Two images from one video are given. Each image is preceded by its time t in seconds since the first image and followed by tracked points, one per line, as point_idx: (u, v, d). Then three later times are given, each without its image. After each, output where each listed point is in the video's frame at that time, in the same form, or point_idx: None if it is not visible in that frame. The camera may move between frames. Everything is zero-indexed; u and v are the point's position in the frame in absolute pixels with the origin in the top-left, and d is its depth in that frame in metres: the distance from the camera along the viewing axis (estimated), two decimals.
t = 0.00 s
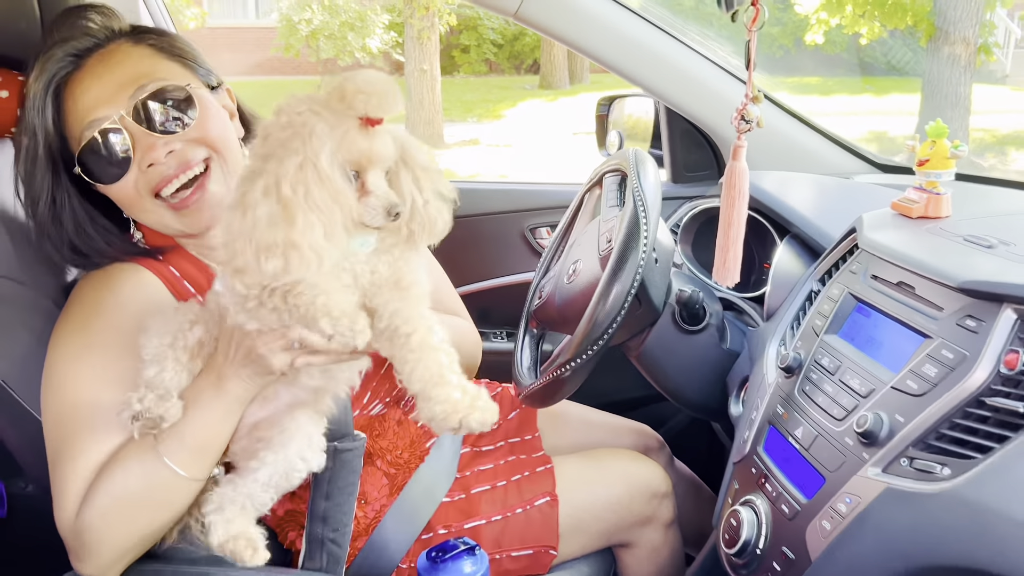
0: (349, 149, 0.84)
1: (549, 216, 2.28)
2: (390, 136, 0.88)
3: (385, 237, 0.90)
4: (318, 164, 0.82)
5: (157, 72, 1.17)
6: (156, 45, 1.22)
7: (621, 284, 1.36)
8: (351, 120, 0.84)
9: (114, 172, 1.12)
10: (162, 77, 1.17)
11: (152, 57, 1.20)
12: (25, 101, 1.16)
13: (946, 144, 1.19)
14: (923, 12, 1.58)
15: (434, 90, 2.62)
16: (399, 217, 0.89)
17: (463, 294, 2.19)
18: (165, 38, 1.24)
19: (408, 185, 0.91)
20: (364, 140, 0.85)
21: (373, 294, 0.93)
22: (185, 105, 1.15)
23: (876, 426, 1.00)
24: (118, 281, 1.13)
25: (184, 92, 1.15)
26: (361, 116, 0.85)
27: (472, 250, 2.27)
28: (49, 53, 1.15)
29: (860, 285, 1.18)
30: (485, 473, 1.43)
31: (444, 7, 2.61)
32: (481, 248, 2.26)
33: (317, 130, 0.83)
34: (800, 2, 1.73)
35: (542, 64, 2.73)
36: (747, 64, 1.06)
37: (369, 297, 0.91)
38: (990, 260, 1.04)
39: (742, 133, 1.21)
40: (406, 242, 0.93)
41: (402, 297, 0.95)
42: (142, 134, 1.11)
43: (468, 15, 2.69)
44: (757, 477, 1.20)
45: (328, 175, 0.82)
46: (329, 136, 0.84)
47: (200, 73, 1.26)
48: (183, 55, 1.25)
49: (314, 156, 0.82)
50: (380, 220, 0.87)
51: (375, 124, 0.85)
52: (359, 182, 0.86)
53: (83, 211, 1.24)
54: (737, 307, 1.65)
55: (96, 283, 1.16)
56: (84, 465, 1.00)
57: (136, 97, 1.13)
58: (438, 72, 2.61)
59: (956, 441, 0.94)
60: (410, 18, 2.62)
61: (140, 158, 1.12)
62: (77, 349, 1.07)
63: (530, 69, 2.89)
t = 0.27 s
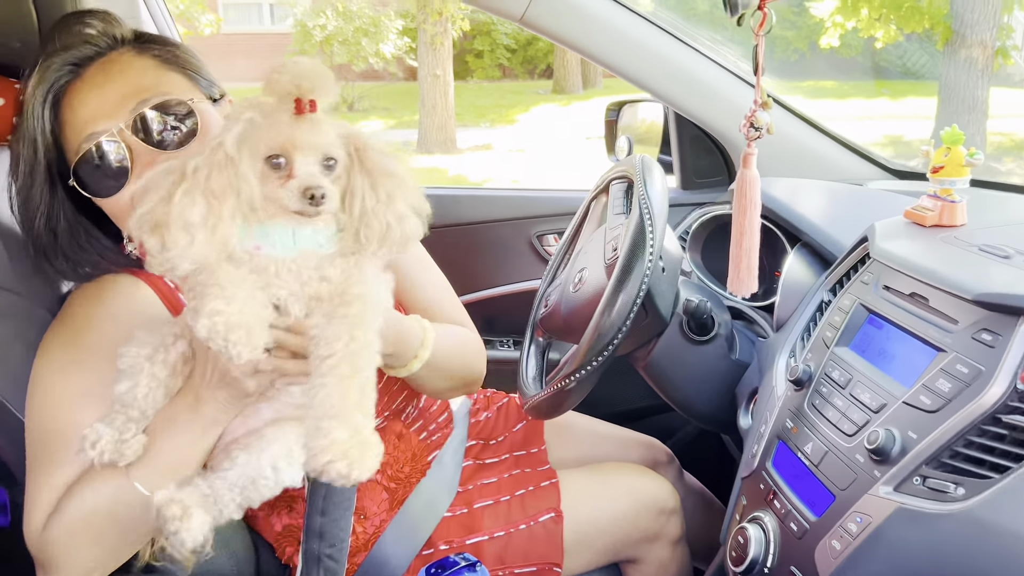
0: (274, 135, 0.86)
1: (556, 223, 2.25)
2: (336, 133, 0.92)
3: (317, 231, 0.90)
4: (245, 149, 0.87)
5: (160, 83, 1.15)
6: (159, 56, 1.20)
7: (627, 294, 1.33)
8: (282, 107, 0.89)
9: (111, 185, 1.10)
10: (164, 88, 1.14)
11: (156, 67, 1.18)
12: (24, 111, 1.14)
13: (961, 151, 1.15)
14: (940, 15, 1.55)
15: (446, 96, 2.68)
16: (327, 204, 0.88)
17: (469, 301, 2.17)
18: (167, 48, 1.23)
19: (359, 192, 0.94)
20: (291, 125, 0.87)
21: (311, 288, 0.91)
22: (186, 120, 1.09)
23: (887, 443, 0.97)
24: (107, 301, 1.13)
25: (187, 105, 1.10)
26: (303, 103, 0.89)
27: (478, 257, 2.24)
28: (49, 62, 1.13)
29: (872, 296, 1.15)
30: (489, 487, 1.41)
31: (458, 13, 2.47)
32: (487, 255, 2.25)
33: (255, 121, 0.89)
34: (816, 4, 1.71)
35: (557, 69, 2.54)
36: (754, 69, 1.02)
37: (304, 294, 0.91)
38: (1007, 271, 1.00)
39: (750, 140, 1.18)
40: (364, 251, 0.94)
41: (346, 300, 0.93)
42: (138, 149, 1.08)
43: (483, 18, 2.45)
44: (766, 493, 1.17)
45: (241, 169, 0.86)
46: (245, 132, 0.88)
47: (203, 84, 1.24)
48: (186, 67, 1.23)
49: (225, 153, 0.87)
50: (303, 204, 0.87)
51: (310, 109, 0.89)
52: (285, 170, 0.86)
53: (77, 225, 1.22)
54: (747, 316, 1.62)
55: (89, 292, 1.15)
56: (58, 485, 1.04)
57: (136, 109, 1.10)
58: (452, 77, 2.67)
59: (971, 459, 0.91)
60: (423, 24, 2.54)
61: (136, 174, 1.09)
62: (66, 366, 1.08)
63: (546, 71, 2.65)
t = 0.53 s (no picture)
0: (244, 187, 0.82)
1: (569, 228, 2.24)
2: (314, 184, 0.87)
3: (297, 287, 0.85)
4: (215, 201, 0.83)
5: (168, 85, 1.16)
6: (170, 60, 1.20)
7: (636, 300, 1.32)
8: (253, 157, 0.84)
9: (120, 187, 1.08)
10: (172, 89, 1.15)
11: (166, 71, 1.18)
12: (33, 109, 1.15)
13: (978, 156, 1.14)
14: (960, 19, 1.53)
15: (462, 101, 2.70)
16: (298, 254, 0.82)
17: (480, 307, 2.15)
18: (178, 52, 1.22)
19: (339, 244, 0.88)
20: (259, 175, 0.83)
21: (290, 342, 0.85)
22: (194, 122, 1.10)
23: (901, 454, 0.95)
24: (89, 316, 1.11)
25: (195, 108, 1.10)
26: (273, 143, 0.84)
27: (489, 262, 2.23)
28: (60, 62, 1.14)
29: (886, 304, 1.13)
30: (498, 494, 1.40)
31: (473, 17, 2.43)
32: (499, 260, 2.23)
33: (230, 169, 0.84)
34: (833, 8, 1.71)
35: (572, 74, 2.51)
36: (765, 72, 1.01)
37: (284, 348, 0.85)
38: None
39: (760, 144, 1.17)
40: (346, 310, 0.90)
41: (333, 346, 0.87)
42: (146, 149, 1.07)
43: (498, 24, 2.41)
44: (777, 503, 1.15)
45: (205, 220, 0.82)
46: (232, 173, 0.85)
47: (213, 89, 1.24)
48: (197, 71, 1.23)
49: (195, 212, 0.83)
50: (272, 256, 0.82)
51: (280, 158, 0.84)
52: (254, 220, 0.81)
53: (82, 224, 1.24)
54: (760, 323, 1.60)
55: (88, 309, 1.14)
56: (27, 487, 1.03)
57: (145, 110, 1.10)
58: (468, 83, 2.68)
59: (987, 471, 0.89)
60: (439, 29, 2.64)
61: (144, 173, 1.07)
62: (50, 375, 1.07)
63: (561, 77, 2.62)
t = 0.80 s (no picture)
0: (224, 271, 0.80)
1: (593, 230, 2.22)
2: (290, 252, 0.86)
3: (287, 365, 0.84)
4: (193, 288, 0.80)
5: (213, 84, 1.16)
6: (212, 59, 1.21)
7: (667, 303, 1.30)
8: (228, 237, 0.82)
9: (160, 182, 1.04)
10: (216, 88, 1.15)
11: (208, 69, 1.19)
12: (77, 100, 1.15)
13: (1019, 158, 1.11)
14: (986, 22, 1.54)
15: (481, 104, 2.66)
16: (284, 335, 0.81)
17: (503, 310, 2.14)
18: (220, 52, 1.24)
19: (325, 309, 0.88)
20: (238, 254, 0.80)
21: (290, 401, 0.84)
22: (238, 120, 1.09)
23: (942, 463, 0.92)
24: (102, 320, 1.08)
25: (240, 108, 1.10)
26: (252, 216, 0.83)
27: (513, 264, 2.22)
28: (104, 56, 1.15)
29: (924, 309, 1.10)
30: (525, 499, 1.38)
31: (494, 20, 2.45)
32: (523, 262, 2.22)
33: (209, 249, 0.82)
34: (856, 12, 1.69)
35: (592, 77, 2.50)
36: (803, 73, 0.99)
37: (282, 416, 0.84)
38: None
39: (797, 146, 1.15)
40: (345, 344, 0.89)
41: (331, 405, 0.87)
42: (191, 144, 1.05)
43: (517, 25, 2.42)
44: (811, 512, 1.13)
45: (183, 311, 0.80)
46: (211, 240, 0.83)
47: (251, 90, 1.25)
48: (236, 71, 1.24)
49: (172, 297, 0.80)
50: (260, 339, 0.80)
51: (257, 237, 0.82)
52: (237, 301, 0.79)
53: (114, 223, 1.21)
54: (790, 328, 1.57)
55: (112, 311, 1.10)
56: (43, 495, 1.02)
57: (192, 107, 1.09)
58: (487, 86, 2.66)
59: None
60: (460, 32, 2.62)
61: (186, 169, 1.04)
62: (70, 384, 1.04)
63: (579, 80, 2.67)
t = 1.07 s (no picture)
0: (266, 239, 0.81)
1: (623, 228, 2.23)
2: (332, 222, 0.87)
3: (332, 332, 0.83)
4: (233, 260, 0.82)
5: (277, 77, 1.17)
6: (275, 53, 1.23)
7: (703, 299, 1.30)
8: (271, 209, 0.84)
9: (217, 172, 1.05)
10: (280, 81, 1.16)
11: (273, 62, 1.20)
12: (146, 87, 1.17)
13: None
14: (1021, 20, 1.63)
15: (505, 103, 2.70)
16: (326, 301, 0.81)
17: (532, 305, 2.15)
18: (283, 47, 1.25)
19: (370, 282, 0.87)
20: (279, 224, 0.82)
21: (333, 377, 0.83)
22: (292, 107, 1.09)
23: (984, 459, 0.92)
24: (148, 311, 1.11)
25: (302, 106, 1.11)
26: (291, 189, 0.84)
27: (541, 260, 2.22)
28: (172, 46, 1.17)
29: (964, 306, 1.09)
30: (558, 492, 1.39)
31: (517, 20, 2.52)
32: (552, 259, 2.22)
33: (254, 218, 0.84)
34: (884, 12, 1.69)
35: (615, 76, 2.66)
36: (848, 68, 0.99)
37: (329, 399, 0.82)
38: None
39: (842, 141, 1.16)
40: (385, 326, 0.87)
41: (383, 388, 0.82)
42: (252, 138, 1.06)
43: (542, 26, 2.52)
44: (847, 508, 1.13)
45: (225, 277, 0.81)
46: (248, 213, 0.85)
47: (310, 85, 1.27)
48: (297, 65, 1.26)
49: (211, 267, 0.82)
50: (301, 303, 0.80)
51: (296, 206, 0.83)
52: (280, 271, 0.80)
53: (170, 209, 1.25)
54: (823, 326, 1.57)
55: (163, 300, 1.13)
56: (95, 483, 1.06)
57: (256, 102, 1.10)
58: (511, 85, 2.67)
59: None
60: (484, 31, 2.61)
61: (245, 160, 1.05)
62: (124, 382, 1.06)
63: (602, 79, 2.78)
